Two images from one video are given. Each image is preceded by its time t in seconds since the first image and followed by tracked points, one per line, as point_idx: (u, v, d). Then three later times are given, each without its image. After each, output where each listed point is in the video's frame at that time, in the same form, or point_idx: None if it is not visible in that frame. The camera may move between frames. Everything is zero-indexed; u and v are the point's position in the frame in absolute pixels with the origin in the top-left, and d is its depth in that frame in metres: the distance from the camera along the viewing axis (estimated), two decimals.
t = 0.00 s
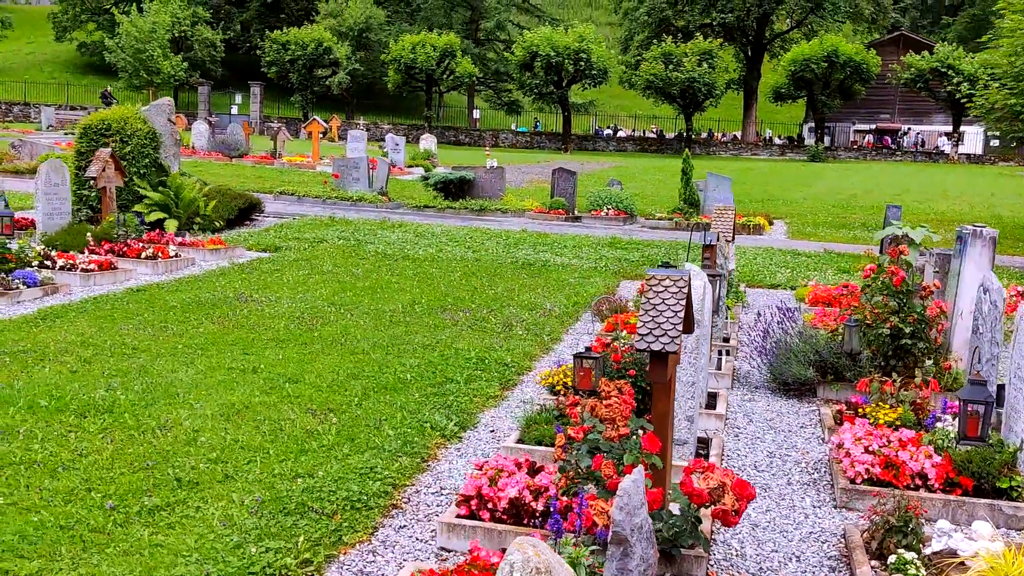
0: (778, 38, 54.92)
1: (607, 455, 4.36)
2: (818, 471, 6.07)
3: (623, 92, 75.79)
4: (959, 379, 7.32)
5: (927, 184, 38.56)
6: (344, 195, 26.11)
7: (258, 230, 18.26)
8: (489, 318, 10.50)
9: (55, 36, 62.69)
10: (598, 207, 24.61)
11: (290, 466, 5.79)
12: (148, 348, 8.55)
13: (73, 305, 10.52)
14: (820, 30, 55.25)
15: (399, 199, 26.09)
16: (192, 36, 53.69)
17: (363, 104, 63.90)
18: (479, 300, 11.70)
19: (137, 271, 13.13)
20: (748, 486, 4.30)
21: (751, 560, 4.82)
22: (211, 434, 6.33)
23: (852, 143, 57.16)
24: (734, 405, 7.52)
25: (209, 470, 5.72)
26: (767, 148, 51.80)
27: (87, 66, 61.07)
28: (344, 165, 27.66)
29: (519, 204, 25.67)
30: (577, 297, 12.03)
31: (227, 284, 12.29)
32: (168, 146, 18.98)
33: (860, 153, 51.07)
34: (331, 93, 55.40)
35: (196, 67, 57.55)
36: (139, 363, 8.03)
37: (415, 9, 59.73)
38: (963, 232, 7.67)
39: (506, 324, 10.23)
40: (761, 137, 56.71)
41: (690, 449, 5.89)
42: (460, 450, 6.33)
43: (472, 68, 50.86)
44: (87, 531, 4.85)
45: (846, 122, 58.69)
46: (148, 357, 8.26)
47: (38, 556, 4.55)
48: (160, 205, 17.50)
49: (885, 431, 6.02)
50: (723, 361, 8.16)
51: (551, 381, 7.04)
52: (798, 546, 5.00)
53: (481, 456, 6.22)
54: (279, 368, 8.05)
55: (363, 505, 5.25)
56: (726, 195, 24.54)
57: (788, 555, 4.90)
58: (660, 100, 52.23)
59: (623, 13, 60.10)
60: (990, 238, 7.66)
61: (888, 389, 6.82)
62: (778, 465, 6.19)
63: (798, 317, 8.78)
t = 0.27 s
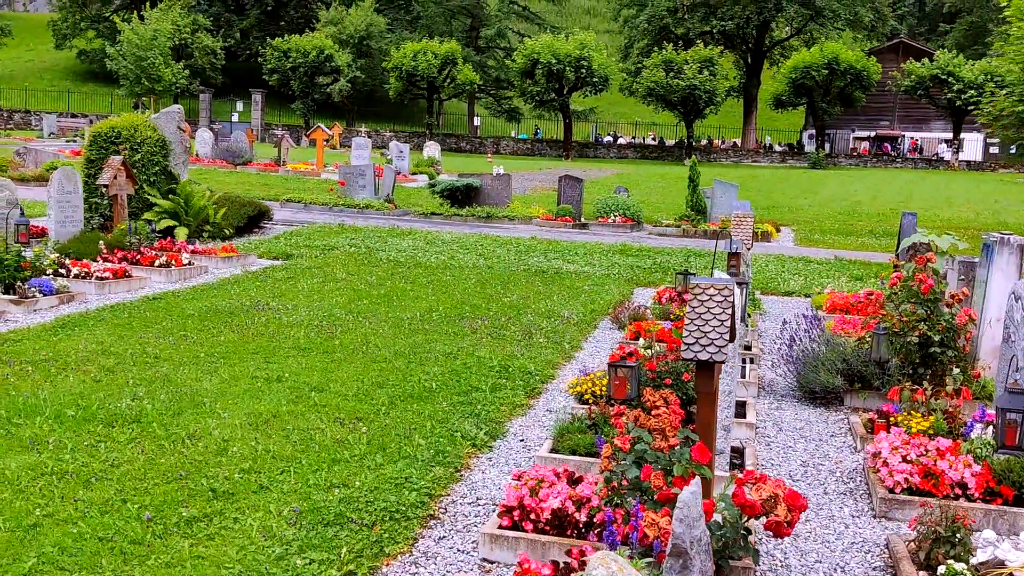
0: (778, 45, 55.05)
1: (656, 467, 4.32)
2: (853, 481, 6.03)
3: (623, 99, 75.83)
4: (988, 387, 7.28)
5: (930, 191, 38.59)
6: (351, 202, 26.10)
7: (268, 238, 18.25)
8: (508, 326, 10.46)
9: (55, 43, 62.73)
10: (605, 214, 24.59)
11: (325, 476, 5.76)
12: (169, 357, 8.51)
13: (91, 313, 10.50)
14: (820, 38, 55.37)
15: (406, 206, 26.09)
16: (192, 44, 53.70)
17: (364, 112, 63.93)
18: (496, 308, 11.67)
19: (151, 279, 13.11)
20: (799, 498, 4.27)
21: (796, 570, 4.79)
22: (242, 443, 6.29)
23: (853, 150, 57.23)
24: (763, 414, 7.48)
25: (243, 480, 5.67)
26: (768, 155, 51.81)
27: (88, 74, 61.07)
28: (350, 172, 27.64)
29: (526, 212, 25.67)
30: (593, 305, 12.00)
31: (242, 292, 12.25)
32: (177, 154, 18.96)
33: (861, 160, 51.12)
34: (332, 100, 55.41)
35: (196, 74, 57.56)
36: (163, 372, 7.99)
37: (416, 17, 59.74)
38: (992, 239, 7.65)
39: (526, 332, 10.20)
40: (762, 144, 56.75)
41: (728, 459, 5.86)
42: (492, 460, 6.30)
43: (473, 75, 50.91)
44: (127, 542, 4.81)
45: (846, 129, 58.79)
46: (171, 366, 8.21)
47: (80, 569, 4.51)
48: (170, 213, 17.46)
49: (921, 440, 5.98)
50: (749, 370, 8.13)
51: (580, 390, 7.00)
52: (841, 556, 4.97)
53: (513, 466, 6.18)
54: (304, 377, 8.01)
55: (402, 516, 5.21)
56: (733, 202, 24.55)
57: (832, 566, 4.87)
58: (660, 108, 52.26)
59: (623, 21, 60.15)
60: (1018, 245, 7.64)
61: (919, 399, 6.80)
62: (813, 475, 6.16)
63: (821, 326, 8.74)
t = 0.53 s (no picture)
0: (772, 76, 55.52)
1: (701, 504, 4.25)
2: (887, 515, 5.96)
3: (619, 130, 76.27)
4: (1014, 416, 7.26)
5: (928, 220, 38.71)
6: (354, 234, 26.11)
7: (275, 270, 18.25)
8: (523, 357, 10.40)
9: (53, 77, 63.05)
10: (608, 243, 24.61)
11: (354, 510, 5.70)
12: (184, 390, 8.44)
13: (103, 346, 10.44)
14: (814, 69, 55.82)
15: (409, 237, 26.10)
16: (190, 77, 53.98)
17: (362, 143, 64.22)
18: (507, 338, 11.64)
19: (161, 312, 13.05)
20: (846, 532, 4.21)
21: None
22: (267, 479, 6.22)
23: (849, 179, 57.56)
24: (785, 446, 7.44)
25: (271, 516, 5.60)
26: (764, 184, 52.00)
27: (86, 107, 61.30)
28: (353, 204, 27.58)
29: (530, 242, 25.69)
30: (605, 335, 11.97)
31: (252, 324, 12.20)
32: (183, 187, 18.97)
33: (857, 189, 51.37)
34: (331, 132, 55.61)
35: (194, 107, 57.78)
36: (179, 406, 7.91)
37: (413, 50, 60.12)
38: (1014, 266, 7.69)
39: (541, 363, 10.14)
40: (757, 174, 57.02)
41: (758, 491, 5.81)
42: (519, 492, 6.24)
43: (471, 107, 51.20)
44: None
45: (841, 159, 59.20)
46: (187, 399, 8.14)
47: None
48: (176, 244, 17.42)
49: (954, 471, 5.92)
50: (769, 401, 8.10)
51: (603, 422, 6.96)
52: None
53: (542, 500, 6.11)
54: (323, 410, 7.93)
55: (435, 551, 5.15)
56: (736, 232, 24.61)
57: None
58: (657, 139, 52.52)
59: (619, 53, 60.58)
60: None
61: (948, 429, 6.77)
62: (844, 507, 6.09)
63: (840, 357, 8.71)
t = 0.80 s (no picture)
0: (767, 126, 56.10)
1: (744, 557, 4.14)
2: (923, 568, 5.85)
3: (615, 178, 76.78)
4: None
5: (926, 268, 38.79)
6: (357, 281, 26.11)
7: (280, 318, 18.20)
8: (536, 406, 10.31)
9: (54, 127, 63.52)
10: (612, 290, 24.58)
11: (379, 566, 5.56)
12: (198, 442, 8.31)
13: (112, 396, 10.33)
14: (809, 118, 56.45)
15: (411, 285, 26.10)
16: (190, 127, 54.37)
17: (360, 192, 64.53)
18: (518, 386, 11.55)
19: (168, 361, 12.96)
20: None
21: None
22: (288, 532, 6.10)
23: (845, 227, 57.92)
24: (811, 498, 7.34)
25: (296, 571, 5.48)
26: (761, 232, 52.19)
27: (85, 156, 61.59)
28: (354, 252, 27.70)
29: (533, 289, 25.70)
30: (618, 383, 11.89)
31: (261, 374, 12.11)
32: (189, 236, 19.01)
33: (854, 237, 51.60)
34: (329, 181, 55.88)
35: (194, 156, 58.10)
36: (194, 457, 7.79)
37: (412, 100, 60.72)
38: None
39: (556, 412, 10.04)
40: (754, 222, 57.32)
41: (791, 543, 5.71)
42: (546, 546, 6.12)
43: (469, 156, 51.56)
44: None
45: (836, 207, 59.60)
46: (202, 451, 8.02)
47: None
48: (181, 294, 17.37)
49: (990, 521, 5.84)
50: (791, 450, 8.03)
51: (627, 473, 6.86)
52: None
53: (570, 554, 5.99)
54: (340, 461, 7.81)
55: None
56: (739, 280, 24.65)
57: None
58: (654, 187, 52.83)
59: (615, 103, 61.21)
60: None
61: (976, 480, 6.71)
62: (878, 560, 5.99)
63: (860, 406, 8.66)
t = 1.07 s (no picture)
0: (764, 170, 56.44)
1: None
2: None
3: (614, 221, 77.00)
4: None
5: (928, 311, 38.72)
6: (361, 325, 26.01)
7: (287, 363, 18.09)
8: (553, 455, 10.17)
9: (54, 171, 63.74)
10: (618, 334, 24.48)
11: None
12: (214, 493, 8.18)
13: (124, 445, 10.21)
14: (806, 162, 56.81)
15: (416, 329, 26.00)
16: (190, 171, 54.61)
17: (360, 235, 64.60)
18: (532, 434, 11.43)
19: (177, 409, 12.85)
20: None
21: None
22: None
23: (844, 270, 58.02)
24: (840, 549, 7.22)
25: None
26: (761, 275, 52.20)
27: (85, 201, 61.75)
28: (358, 296, 27.57)
29: (539, 333, 25.59)
30: (633, 431, 11.76)
31: (272, 421, 11.98)
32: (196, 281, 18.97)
33: (854, 280, 51.67)
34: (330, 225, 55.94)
35: (194, 200, 58.26)
36: (212, 508, 7.66)
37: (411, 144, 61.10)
38: None
39: (573, 461, 9.91)
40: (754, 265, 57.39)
41: None
42: None
43: (469, 200, 51.75)
44: None
45: (835, 250, 59.74)
46: (220, 502, 7.89)
47: None
48: (187, 339, 17.27)
49: None
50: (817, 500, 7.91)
51: (655, 525, 6.77)
52: None
53: None
54: (359, 513, 7.68)
55: None
56: (744, 323, 24.59)
57: None
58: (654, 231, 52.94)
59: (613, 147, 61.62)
60: None
61: (1009, 532, 6.60)
62: None
63: (883, 453, 8.57)
